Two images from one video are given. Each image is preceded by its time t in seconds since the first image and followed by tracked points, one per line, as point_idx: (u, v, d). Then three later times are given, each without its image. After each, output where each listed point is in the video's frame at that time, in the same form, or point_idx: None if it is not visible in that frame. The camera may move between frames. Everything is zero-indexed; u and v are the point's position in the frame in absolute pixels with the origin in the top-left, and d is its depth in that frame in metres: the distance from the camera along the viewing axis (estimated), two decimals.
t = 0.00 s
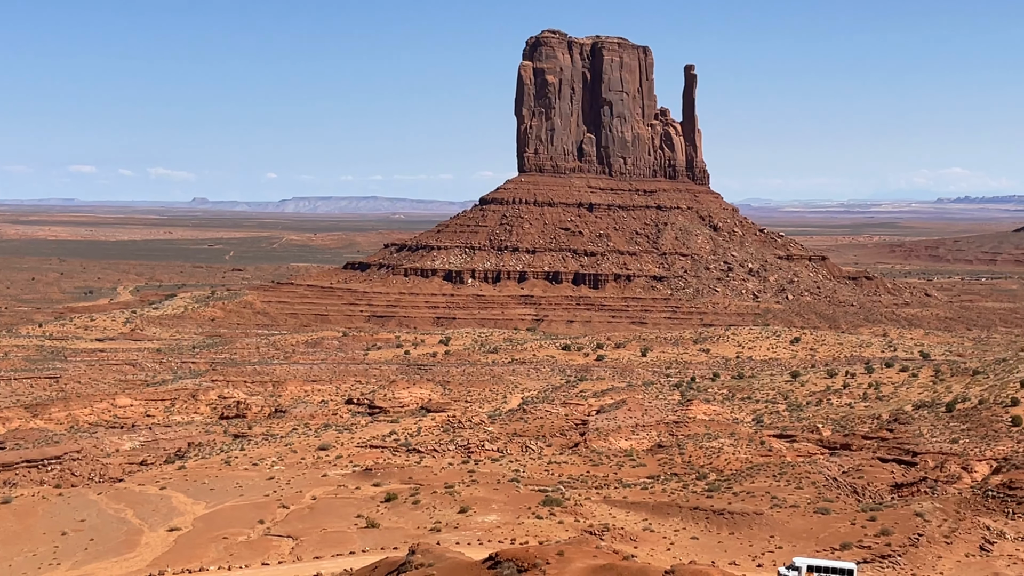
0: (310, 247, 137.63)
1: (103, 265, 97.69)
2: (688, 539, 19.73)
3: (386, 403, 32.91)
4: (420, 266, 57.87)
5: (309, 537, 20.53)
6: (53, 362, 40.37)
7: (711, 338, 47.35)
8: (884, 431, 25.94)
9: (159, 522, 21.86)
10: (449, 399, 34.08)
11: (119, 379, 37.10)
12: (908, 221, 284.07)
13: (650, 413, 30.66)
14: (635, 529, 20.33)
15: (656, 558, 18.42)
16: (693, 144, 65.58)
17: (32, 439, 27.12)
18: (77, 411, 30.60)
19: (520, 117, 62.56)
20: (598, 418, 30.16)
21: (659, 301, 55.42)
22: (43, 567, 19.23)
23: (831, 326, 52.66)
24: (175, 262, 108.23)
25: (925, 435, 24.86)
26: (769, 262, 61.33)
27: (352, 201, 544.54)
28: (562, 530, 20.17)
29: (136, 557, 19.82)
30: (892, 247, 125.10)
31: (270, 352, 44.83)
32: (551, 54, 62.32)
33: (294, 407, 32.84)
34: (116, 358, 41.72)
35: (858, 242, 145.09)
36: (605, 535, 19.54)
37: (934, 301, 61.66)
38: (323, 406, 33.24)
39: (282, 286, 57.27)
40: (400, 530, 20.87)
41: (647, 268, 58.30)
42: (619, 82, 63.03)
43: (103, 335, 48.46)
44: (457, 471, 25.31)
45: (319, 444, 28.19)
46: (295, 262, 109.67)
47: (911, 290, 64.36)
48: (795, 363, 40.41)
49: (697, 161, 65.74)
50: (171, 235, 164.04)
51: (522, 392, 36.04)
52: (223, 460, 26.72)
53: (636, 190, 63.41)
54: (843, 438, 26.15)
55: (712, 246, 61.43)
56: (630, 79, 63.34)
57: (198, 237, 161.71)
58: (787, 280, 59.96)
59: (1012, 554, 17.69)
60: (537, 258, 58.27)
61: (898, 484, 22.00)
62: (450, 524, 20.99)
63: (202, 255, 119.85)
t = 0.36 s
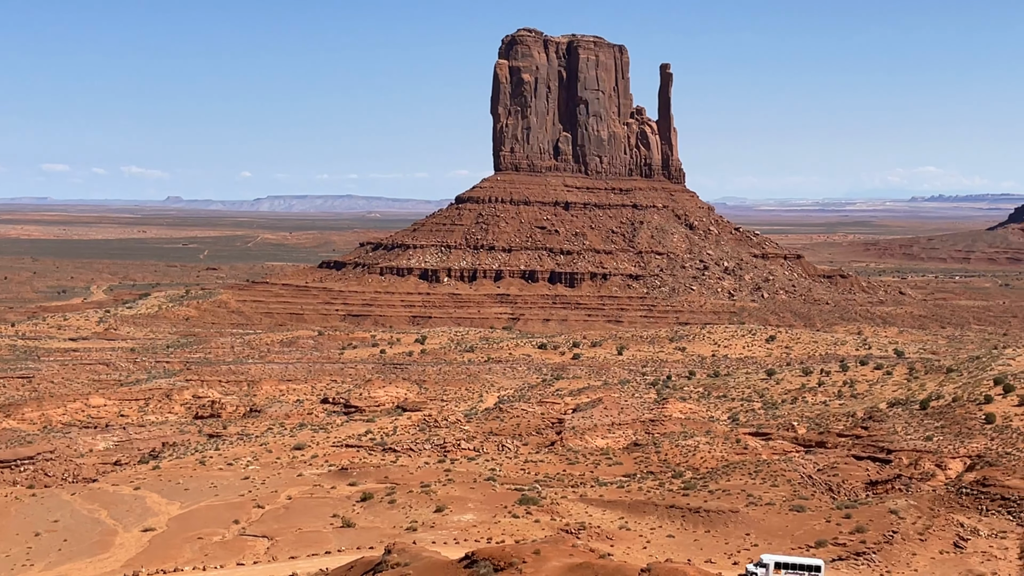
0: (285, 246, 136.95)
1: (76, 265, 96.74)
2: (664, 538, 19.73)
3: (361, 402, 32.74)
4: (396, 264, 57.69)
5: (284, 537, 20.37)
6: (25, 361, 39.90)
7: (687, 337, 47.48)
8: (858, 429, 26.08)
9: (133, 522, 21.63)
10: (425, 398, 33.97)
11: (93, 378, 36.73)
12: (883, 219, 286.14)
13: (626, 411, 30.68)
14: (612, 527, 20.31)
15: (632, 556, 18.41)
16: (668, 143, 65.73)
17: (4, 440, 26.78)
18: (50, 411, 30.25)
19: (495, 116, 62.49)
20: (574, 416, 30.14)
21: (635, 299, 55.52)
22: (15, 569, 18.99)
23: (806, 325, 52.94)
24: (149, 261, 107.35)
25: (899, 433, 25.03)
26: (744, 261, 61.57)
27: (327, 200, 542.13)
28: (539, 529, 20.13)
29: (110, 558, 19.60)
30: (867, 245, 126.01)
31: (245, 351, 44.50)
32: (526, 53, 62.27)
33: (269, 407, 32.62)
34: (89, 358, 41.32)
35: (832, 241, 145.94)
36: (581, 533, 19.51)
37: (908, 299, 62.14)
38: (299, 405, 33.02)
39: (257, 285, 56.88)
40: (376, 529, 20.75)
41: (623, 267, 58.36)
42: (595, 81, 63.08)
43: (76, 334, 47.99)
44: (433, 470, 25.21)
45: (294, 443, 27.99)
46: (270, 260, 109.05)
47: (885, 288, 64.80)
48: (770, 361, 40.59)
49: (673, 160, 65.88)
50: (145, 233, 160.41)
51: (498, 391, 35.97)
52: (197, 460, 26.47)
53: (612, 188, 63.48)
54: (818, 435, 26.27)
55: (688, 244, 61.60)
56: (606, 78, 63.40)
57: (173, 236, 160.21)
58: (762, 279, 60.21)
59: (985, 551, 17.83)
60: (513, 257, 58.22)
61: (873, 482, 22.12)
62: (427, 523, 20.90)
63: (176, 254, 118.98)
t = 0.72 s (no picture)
0: (261, 245, 136.21)
1: (50, 264, 95.74)
2: (640, 536, 19.74)
3: (338, 401, 32.56)
4: (372, 263, 57.49)
5: (260, 536, 20.22)
6: None
7: (664, 335, 47.60)
8: (834, 426, 26.22)
9: (108, 522, 21.40)
10: (401, 397, 33.85)
11: (67, 378, 36.37)
12: (858, 219, 288.21)
13: (603, 409, 30.70)
14: (589, 525, 20.30)
15: (609, 555, 18.41)
16: (645, 141, 65.84)
17: None
18: (24, 411, 29.90)
19: (472, 114, 62.37)
20: (551, 415, 30.13)
21: (612, 298, 55.58)
22: None
23: (782, 323, 53.20)
24: (124, 259, 106.44)
25: (875, 430, 25.18)
26: (721, 260, 61.79)
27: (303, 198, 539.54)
28: (516, 528, 20.09)
29: (85, 559, 19.38)
30: (843, 244, 126.80)
31: (221, 350, 44.19)
32: (503, 52, 62.22)
33: (246, 406, 32.37)
34: (63, 357, 40.90)
35: (807, 239, 146.78)
36: (558, 532, 19.49)
37: (883, 297, 62.59)
38: (275, 404, 32.80)
39: (233, 284, 56.47)
40: (353, 528, 20.64)
41: (600, 266, 58.41)
42: (572, 79, 63.08)
43: (50, 333, 47.50)
44: (410, 469, 25.12)
45: (270, 443, 27.79)
46: (246, 259, 108.33)
47: (860, 286, 65.21)
48: (746, 359, 40.78)
49: (649, 159, 66.01)
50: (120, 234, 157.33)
51: (475, 389, 35.89)
52: (173, 460, 26.22)
53: (589, 187, 63.52)
54: (794, 433, 26.38)
55: (665, 243, 61.74)
56: (582, 76, 63.42)
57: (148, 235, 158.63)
58: (738, 277, 60.46)
59: (960, 548, 17.98)
60: (490, 256, 58.16)
61: (849, 479, 22.25)
62: (404, 522, 20.81)
63: (151, 253, 118.02)
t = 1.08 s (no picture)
0: (241, 244, 135.51)
1: (28, 262, 94.84)
2: (622, 534, 19.74)
3: (319, 400, 32.40)
4: (353, 262, 57.29)
5: (241, 536, 20.09)
6: None
7: (645, 333, 47.68)
8: (814, 424, 26.33)
9: (88, 522, 21.21)
10: (382, 396, 33.74)
11: (45, 377, 36.03)
12: (838, 216, 290.01)
13: (584, 408, 30.70)
14: (570, 524, 20.28)
15: (590, 553, 18.40)
16: (626, 140, 65.92)
17: None
18: (2, 411, 29.59)
19: (452, 113, 62.22)
20: (532, 413, 30.10)
21: (593, 296, 55.62)
22: None
23: (762, 321, 53.40)
24: (103, 258, 105.58)
25: (855, 428, 25.30)
26: (702, 258, 61.96)
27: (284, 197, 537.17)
28: (497, 526, 20.04)
29: (64, 559, 19.19)
30: (823, 242, 127.49)
31: (201, 349, 43.91)
32: (483, 50, 62.10)
33: (226, 405, 32.16)
34: (41, 356, 40.52)
35: (788, 237, 147.38)
36: (540, 530, 19.46)
37: (863, 295, 62.90)
38: (255, 404, 32.61)
39: (213, 283, 56.12)
40: (334, 527, 20.54)
41: (581, 264, 58.45)
42: (552, 78, 63.06)
43: (28, 333, 47.06)
44: (391, 468, 25.03)
45: (250, 442, 27.61)
46: (226, 258, 107.67)
47: (840, 284, 65.55)
48: (727, 357, 40.90)
49: (630, 157, 66.09)
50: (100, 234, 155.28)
51: (456, 388, 35.83)
52: (152, 459, 26.00)
53: (570, 185, 63.51)
54: (775, 431, 26.46)
55: (646, 241, 61.84)
56: (563, 75, 63.43)
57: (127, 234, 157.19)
58: (718, 275, 60.63)
59: (939, 544, 18.07)
60: (471, 254, 58.10)
61: (829, 477, 22.33)
62: (385, 521, 20.71)
63: (130, 252, 117.07)
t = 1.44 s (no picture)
0: (218, 242, 134.67)
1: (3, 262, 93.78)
2: (601, 532, 19.75)
3: (296, 399, 32.24)
4: (331, 260, 57.06)
5: (219, 535, 19.94)
6: None
7: (623, 331, 47.74)
8: (792, 421, 26.45)
9: (65, 522, 20.99)
10: (361, 395, 33.61)
11: (21, 377, 35.66)
12: (815, 214, 291.64)
13: (563, 406, 30.69)
14: (549, 522, 20.26)
15: (569, 551, 18.39)
16: (603, 138, 65.98)
17: None
18: None
19: (430, 111, 62.07)
20: (511, 412, 30.08)
21: (571, 295, 55.66)
22: None
23: (740, 319, 53.63)
24: (78, 257, 104.57)
25: (833, 425, 25.42)
26: (679, 256, 62.14)
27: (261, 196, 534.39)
28: (476, 525, 19.98)
29: (40, 560, 18.99)
30: (800, 240, 128.20)
31: (178, 348, 43.61)
32: (461, 49, 62.00)
33: (203, 405, 31.92)
34: (16, 356, 40.09)
35: (766, 235, 148.19)
36: (519, 529, 19.43)
37: (840, 293, 63.28)
38: (233, 403, 32.40)
39: (190, 282, 55.73)
40: (313, 527, 20.43)
41: (559, 262, 58.48)
42: (530, 77, 63.03)
43: (3, 332, 46.57)
44: (370, 467, 24.92)
45: (228, 442, 27.41)
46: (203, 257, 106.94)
47: (817, 282, 65.89)
48: (705, 355, 41.01)
49: (608, 156, 66.16)
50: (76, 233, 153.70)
51: (435, 387, 35.74)
52: (129, 459, 25.77)
53: (548, 183, 63.50)
54: (753, 428, 26.55)
55: (624, 239, 61.93)
56: (540, 73, 63.41)
57: (103, 233, 155.79)
58: (696, 273, 60.84)
59: (916, 541, 18.20)
60: (449, 253, 58.02)
61: (806, 474, 22.43)
62: (363, 520, 20.61)
63: (106, 251, 116.12)
